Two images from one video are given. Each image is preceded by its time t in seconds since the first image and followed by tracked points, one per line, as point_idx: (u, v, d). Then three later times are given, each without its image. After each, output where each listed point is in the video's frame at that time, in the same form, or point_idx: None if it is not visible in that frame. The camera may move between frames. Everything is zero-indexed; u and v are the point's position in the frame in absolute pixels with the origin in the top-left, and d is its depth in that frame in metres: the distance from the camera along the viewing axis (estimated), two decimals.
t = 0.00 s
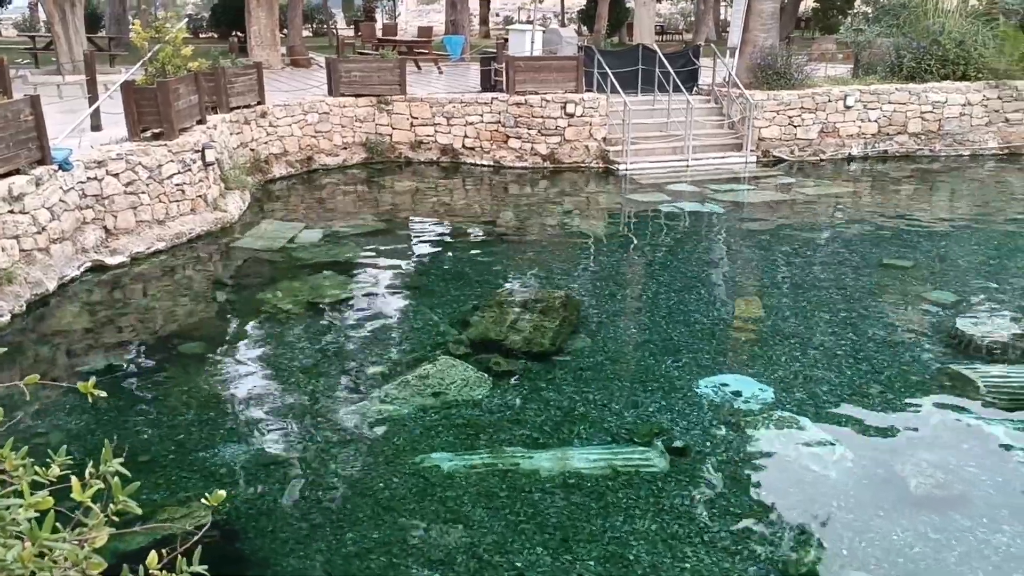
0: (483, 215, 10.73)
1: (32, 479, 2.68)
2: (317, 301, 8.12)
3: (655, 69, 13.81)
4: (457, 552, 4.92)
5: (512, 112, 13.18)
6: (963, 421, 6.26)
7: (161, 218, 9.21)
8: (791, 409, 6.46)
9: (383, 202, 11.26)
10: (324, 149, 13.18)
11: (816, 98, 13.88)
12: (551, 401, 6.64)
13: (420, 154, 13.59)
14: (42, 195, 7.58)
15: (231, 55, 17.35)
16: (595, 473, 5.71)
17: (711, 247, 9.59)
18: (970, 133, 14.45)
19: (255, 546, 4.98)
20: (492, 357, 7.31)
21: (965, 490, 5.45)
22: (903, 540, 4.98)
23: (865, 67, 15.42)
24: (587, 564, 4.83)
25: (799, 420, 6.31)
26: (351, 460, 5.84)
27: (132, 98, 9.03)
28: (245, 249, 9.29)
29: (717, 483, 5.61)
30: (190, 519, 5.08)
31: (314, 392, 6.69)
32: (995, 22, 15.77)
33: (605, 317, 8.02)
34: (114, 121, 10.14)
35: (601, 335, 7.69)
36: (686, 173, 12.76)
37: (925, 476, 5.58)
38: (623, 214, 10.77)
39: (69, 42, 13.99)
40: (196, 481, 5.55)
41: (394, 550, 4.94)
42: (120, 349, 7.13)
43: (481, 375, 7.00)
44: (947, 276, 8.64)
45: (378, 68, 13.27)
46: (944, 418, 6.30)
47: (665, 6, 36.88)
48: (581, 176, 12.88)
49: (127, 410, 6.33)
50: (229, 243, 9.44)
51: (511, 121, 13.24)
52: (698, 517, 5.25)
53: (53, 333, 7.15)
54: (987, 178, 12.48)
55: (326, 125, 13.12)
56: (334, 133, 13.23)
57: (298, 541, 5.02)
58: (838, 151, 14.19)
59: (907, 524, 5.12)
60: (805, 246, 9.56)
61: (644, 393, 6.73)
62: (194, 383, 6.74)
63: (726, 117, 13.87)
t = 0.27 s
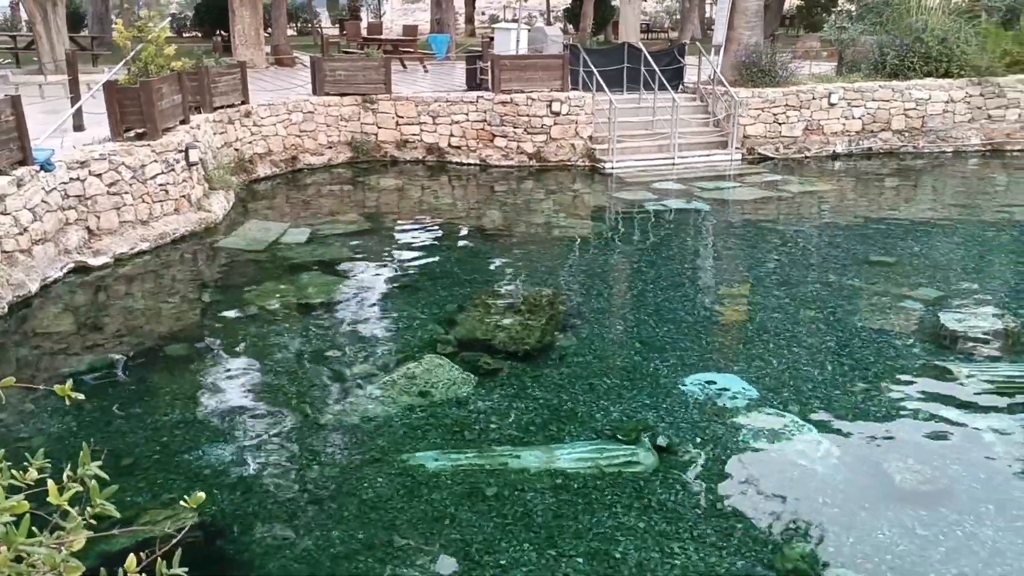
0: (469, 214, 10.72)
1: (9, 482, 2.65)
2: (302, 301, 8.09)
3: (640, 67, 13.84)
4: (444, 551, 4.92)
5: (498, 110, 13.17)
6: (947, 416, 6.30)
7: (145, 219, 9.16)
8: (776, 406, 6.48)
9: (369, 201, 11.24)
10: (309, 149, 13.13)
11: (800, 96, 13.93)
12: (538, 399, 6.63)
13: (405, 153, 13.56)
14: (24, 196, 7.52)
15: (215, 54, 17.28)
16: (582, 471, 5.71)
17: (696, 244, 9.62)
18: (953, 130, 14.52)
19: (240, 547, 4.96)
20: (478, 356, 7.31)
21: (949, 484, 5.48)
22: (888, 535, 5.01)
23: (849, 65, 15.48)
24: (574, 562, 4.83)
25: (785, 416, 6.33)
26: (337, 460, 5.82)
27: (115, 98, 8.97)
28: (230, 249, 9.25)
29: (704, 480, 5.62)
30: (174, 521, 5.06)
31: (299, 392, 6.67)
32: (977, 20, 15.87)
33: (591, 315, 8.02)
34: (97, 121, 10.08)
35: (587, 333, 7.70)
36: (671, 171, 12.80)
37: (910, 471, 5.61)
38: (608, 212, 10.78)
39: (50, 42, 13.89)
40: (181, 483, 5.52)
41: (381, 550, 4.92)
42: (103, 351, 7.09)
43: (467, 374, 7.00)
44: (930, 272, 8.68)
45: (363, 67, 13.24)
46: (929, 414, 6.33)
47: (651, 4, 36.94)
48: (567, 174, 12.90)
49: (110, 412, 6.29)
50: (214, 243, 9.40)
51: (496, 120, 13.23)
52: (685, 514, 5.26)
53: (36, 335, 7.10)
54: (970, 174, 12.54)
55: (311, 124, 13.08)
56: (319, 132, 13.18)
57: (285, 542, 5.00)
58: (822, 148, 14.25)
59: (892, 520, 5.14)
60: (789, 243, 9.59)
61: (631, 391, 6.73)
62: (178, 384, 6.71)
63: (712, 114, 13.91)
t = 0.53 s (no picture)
0: (454, 213, 10.71)
1: None
2: (287, 301, 8.07)
3: (625, 66, 13.81)
4: (430, 552, 4.91)
5: (483, 110, 13.17)
6: (931, 414, 6.33)
7: (128, 219, 9.11)
8: (761, 404, 6.51)
9: (354, 201, 11.21)
10: (293, 148, 13.08)
11: (784, 95, 13.99)
12: (524, 399, 6.64)
13: (391, 153, 13.54)
14: (5, 197, 7.46)
15: (198, 54, 17.19)
16: (567, 470, 5.72)
17: (681, 243, 9.64)
18: (935, 129, 14.59)
19: (225, 549, 4.94)
20: (464, 355, 7.31)
21: (931, 481, 5.51)
22: (872, 533, 5.03)
23: (832, 64, 15.54)
24: (559, 561, 4.83)
25: (769, 415, 6.36)
26: (323, 461, 5.81)
27: (97, 98, 8.92)
28: (214, 250, 9.21)
29: (689, 479, 5.63)
30: (157, 523, 5.04)
31: (284, 393, 6.65)
32: (959, 20, 15.97)
33: (577, 314, 8.03)
34: (79, 121, 10.01)
35: (572, 332, 7.70)
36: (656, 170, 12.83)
37: (894, 469, 5.64)
38: (592, 212, 10.79)
39: (32, 41, 13.78)
40: (165, 485, 5.50)
41: (366, 551, 4.91)
42: (86, 353, 7.05)
43: (453, 374, 6.99)
44: (911, 271, 8.73)
45: (348, 67, 13.21)
46: (912, 412, 6.37)
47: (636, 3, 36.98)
48: (553, 173, 12.91)
49: (94, 414, 6.26)
50: (198, 243, 9.37)
51: (481, 119, 13.23)
52: (671, 513, 5.27)
53: (17, 338, 7.07)
54: (953, 173, 12.62)
55: (296, 124, 13.03)
56: (303, 132, 13.14)
57: (270, 544, 4.98)
58: (806, 147, 14.31)
59: (876, 517, 5.17)
60: (773, 242, 9.62)
61: (617, 390, 6.75)
62: (162, 385, 6.68)
63: (697, 113, 13.94)
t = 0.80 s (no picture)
0: (440, 214, 10.70)
1: None
2: (273, 302, 8.05)
3: (611, 66, 13.87)
4: (416, 552, 4.91)
5: (469, 110, 13.17)
6: (916, 413, 6.36)
7: (112, 220, 9.06)
8: (746, 403, 6.53)
9: (340, 201, 11.18)
10: (278, 149, 13.03)
11: (769, 95, 14.04)
12: (510, 399, 6.64)
13: (377, 153, 13.52)
14: None
15: (183, 54, 17.14)
16: (554, 470, 5.72)
17: (667, 243, 9.66)
18: (919, 128, 14.67)
19: (210, 551, 4.92)
20: (450, 356, 7.31)
21: (915, 479, 5.55)
22: (856, 531, 5.06)
23: (817, 64, 15.61)
24: (546, 561, 4.84)
25: (755, 414, 6.38)
26: (310, 462, 5.80)
27: (80, 98, 8.86)
28: (199, 250, 9.17)
29: (675, 478, 5.65)
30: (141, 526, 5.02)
31: (269, 394, 6.63)
32: (942, 20, 16.07)
33: (563, 314, 8.04)
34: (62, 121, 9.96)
35: (558, 332, 7.71)
36: (642, 170, 12.86)
37: (878, 466, 5.67)
38: (578, 212, 10.80)
39: (14, 41, 13.69)
40: (150, 487, 5.48)
41: (352, 552, 4.91)
42: (70, 355, 7.02)
43: (439, 375, 6.99)
44: (894, 270, 8.78)
45: (333, 67, 13.19)
46: (897, 410, 6.40)
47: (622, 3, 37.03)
48: (539, 173, 12.92)
49: (77, 416, 6.22)
50: (182, 244, 9.33)
51: (468, 119, 13.23)
52: (657, 512, 5.29)
53: None
54: (936, 172, 12.70)
55: (281, 124, 13.00)
56: (289, 132, 13.10)
57: (256, 545, 4.97)
58: (791, 147, 14.37)
59: (860, 515, 5.20)
60: (758, 241, 9.66)
61: (603, 390, 6.76)
62: (146, 387, 6.65)
63: (682, 113, 13.98)
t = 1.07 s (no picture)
0: (428, 214, 10.69)
1: None
2: (260, 304, 8.02)
3: (598, 66, 13.87)
4: (404, 553, 4.90)
5: (457, 110, 13.16)
6: (903, 411, 6.39)
7: (97, 222, 9.01)
8: (733, 402, 6.54)
9: (327, 202, 11.15)
10: (265, 149, 12.98)
11: (755, 95, 14.08)
12: (498, 399, 6.63)
13: (363, 153, 13.49)
14: None
15: (168, 54, 17.08)
16: (541, 470, 5.72)
17: (654, 243, 9.67)
18: (904, 128, 14.73)
19: (197, 553, 4.90)
20: (437, 356, 7.30)
21: (902, 477, 5.57)
22: (843, 528, 5.08)
23: (803, 63, 15.66)
24: (534, 560, 4.84)
25: (742, 413, 6.38)
26: (297, 464, 5.78)
27: (64, 98, 8.82)
28: (185, 252, 9.14)
29: (663, 477, 5.65)
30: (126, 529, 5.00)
31: (257, 396, 6.61)
32: (926, 20, 16.15)
33: (551, 314, 8.04)
34: (46, 122, 9.90)
35: (547, 332, 7.71)
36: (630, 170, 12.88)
37: (864, 464, 5.69)
38: (565, 212, 10.81)
39: None
40: (136, 490, 5.45)
41: (339, 553, 4.89)
42: (54, 357, 6.98)
43: (427, 375, 6.98)
44: (879, 268, 8.82)
45: (320, 67, 13.15)
46: (884, 408, 6.42)
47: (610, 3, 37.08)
48: (527, 173, 12.92)
49: (63, 418, 6.19)
50: (168, 246, 9.29)
51: (455, 119, 13.21)
52: (645, 511, 5.29)
53: None
54: (922, 171, 12.77)
55: (267, 124, 12.95)
56: (275, 133, 13.05)
57: (243, 547, 4.95)
58: (778, 147, 14.39)
59: (847, 513, 5.22)
60: (744, 240, 9.69)
61: (591, 389, 6.76)
62: (132, 390, 6.61)
63: (669, 113, 14.02)
